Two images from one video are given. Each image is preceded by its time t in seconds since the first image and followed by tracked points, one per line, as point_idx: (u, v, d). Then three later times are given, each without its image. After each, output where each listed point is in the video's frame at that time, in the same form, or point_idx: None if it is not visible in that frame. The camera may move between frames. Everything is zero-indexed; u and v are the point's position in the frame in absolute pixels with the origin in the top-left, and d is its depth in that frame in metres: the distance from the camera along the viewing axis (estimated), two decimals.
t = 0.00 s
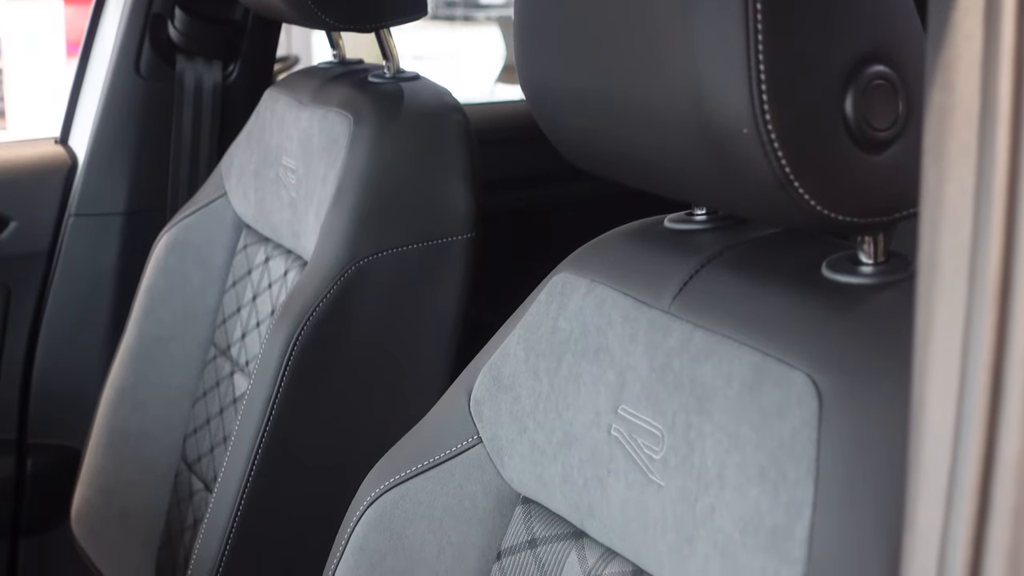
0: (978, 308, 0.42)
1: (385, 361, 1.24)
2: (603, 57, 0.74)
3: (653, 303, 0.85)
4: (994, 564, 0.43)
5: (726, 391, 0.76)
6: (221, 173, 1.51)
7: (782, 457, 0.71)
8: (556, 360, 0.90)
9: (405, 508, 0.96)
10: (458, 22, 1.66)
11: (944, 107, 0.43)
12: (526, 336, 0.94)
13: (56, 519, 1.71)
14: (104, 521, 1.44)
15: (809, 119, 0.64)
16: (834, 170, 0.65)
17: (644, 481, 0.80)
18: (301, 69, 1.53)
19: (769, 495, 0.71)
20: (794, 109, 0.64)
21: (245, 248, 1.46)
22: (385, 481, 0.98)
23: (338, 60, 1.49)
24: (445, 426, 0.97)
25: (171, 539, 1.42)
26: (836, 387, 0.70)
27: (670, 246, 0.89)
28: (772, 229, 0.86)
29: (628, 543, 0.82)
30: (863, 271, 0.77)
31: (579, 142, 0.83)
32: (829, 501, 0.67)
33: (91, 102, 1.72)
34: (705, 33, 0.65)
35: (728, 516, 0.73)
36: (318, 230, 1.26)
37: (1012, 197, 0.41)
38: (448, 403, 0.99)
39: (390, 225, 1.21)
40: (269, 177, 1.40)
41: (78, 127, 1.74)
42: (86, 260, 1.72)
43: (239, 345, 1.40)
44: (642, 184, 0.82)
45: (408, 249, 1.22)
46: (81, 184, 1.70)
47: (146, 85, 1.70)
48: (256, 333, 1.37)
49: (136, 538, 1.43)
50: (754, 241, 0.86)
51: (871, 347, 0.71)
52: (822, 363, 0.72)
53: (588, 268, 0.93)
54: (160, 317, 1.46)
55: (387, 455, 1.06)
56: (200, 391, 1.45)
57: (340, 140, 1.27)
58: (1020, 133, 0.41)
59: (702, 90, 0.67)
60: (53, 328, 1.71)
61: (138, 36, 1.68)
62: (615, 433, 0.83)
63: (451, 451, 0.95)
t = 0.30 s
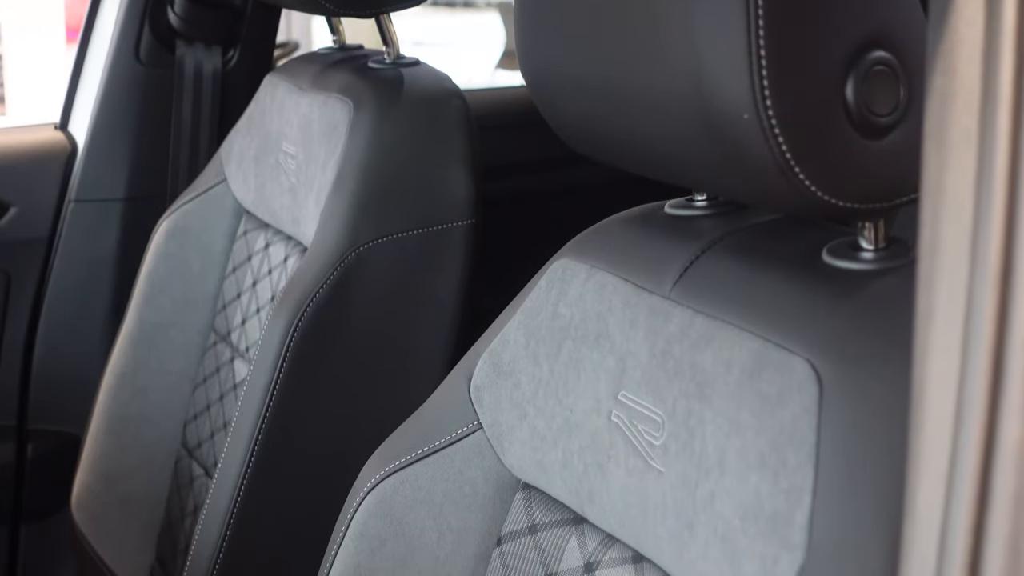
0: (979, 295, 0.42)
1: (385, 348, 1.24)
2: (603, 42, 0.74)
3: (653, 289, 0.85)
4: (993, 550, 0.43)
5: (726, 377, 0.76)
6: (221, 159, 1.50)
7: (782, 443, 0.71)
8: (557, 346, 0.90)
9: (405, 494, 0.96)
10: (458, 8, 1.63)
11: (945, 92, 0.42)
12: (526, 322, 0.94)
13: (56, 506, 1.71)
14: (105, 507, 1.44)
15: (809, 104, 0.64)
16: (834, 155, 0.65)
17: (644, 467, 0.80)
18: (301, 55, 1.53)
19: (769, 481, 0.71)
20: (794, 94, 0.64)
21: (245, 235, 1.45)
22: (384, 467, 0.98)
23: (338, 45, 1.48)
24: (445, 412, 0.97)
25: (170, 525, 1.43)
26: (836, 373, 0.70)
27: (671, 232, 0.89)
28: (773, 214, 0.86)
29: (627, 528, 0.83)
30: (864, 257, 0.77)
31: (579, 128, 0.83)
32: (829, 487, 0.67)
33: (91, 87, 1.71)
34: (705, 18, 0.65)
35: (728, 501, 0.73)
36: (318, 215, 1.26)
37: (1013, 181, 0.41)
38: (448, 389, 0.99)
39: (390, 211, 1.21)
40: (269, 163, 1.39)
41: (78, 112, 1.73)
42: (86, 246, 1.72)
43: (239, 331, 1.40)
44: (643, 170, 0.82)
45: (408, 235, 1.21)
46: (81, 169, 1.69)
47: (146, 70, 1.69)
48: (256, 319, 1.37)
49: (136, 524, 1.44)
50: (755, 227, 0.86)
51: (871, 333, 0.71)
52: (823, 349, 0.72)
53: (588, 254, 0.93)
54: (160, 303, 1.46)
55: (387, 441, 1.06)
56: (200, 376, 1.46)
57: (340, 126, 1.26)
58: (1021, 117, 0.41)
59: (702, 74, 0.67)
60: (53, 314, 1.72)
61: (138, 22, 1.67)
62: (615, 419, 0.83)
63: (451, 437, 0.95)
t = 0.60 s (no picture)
0: (981, 279, 0.42)
1: (385, 334, 1.24)
2: (603, 27, 0.74)
3: (653, 274, 0.84)
4: (995, 536, 0.43)
5: (726, 362, 0.76)
6: (221, 144, 1.50)
7: (782, 428, 0.71)
8: (557, 332, 0.90)
9: (405, 480, 0.95)
10: None
11: (946, 77, 0.42)
12: (526, 308, 0.94)
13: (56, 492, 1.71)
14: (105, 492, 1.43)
15: (810, 88, 0.63)
16: (835, 140, 0.65)
17: (644, 452, 0.80)
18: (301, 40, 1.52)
19: (769, 466, 0.71)
20: (795, 79, 0.63)
21: (245, 220, 1.45)
22: (385, 453, 0.97)
23: (338, 30, 1.48)
24: (445, 398, 0.97)
25: (171, 510, 1.43)
26: (836, 359, 0.70)
27: (671, 218, 0.88)
28: (773, 200, 0.86)
29: (628, 514, 0.83)
30: (865, 242, 0.76)
31: (580, 113, 0.83)
32: (829, 473, 0.67)
33: (91, 72, 1.70)
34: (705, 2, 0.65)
35: (728, 487, 0.73)
36: (318, 200, 1.26)
37: (1013, 164, 0.41)
38: (448, 374, 0.99)
39: (390, 196, 1.21)
40: (269, 149, 1.39)
41: (78, 98, 1.73)
42: (86, 232, 1.72)
43: (239, 317, 1.40)
44: (643, 155, 0.81)
45: (408, 221, 1.21)
46: (80, 155, 1.69)
47: (146, 56, 1.69)
48: (256, 305, 1.37)
49: (136, 509, 1.44)
50: (755, 212, 0.86)
51: (870, 318, 0.70)
52: (823, 334, 0.71)
53: (588, 239, 0.93)
54: (160, 288, 1.46)
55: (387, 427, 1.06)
56: (200, 362, 1.46)
57: (340, 111, 1.26)
58: None
59: (702, 59, 0.67)
60: (53, 300, 1.72)
61: (137, 8, 1.66)
62: (615, 404, 0.83)
63: (452, 423, 0.95)
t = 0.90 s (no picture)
0: (980, 266, 0.41)
1: (386, 319, 1.24)
2: (603, 11, 0.73)
3: (653, 259, 0.84)
4: (994, 525, 0.42)
5: (727, 347, 0.76)
6: (221, 129, 1.49)
7: (782, 413, 0.71)
8: (557, 317, 0.90)
9: (405, 465, 0.96)
10: None
11: (948, 60, 0.41)
12: (526, 293, 0.94)
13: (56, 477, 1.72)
14: (103, 476, 1.44)
15: (811, 73, 0.63)
16: (836, 125, 0.64)
17: (644, 438, 0.80)
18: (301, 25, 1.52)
19: (769, 452, 0.71)
20: (796, 64, 0.63)
21: (245, 205, 1.45)
22: (385, 438, 0.97)
23: (338, 15, 1.47)
24: (445, 383, 0.97)
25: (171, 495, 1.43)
26: (836, 344, 0.70)
27: (671, 203, 0.88)
28: (774, 185, 0.86)
29: (628, 499, 0.83)
30: (866, 228, 0.76)
31: (580, 98, 0.82)
32: (829, 459, 0.67)
33: (90, 57, 1.70)
34: None
35: (728, 472, 0.73)
36: (318, 186, 1.25)
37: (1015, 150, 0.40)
38: (448, 359, 0.99)
39: (390, 181, 1.21)
40: (269, 134, 1.38)
41: (78, 82, 1.72)
42: (86, 217, 1.72)
43: (239, 302, 1.40)
44: (643, 140, 0.81)
45: (408, 206, 1.21)
46: (80, 140, 1.69)
47: (145, 41, 1.68)
48: (256, 290, 1.37)
49: (136, 494, 1.45)
50: (756, 197, 0.86)
51: (870, 303, 0.70)
52: (824, 319, 0.71)
53: (588, 224, 0.92)
54: (160, 274, 1.46)
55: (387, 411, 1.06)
56: (199, 346, 1.45)
57: (340, 97, 1.25)
58: None
59: (702, 43, 0.66)
60: (54, 285, 1.72)
61: None
62: (615, 390, 0.83)
63: (452, 408, 0.95)
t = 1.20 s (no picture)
0: (981, 251, 0.40)
1: (387, 304, 1.24)
2: None
3: (653, 244, 0.84)
4: (995, 509, 0.42)
5: (727, 333, 0.76)
6: (221, 114, 1.49)
7: (783, 398, 0.71)
8: (557, 302, 0.89)
9: (405, 450, 0.96)
10: None
11: (950, 46, 0.41)
12: (526, 278, 0.94)
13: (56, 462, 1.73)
14: (104, 461, 1.45)
15: (812, 58, 0.63)
16: (837, 109, 0.64)
17: (644, 423, 0.80)
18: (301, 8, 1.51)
19: (770, 436, 0.71)
20: (797, 48, 0.62)
21: (245, 190, 1.44)
22: (385, 423, 0.98)
23: None
24: (445, 368, 0.97)
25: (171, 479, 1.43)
26: (837, 329, 0.70)
27: (671, 187, 0.88)
28: (775, 169, 0.86)
29: (628, 483, 0.83)
30: (866, 212, 0.76)
31: (580, 82, 0.82)
32: (829, 444, 0.67)
33: (90, 41, 1.69)
34: None
35: (729, 457, 0.73)
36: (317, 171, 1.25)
37: (1017, 133, 0.40)
38: (448, 344, 0.99)
39: (389, 165, 1.20)
40: (269, 118, 1.38)
41: (77, 66, 1.71)
42: (85, 202, 1.71)
43: (239, 287, 1.39)
44: (643, 125, 0.81)
45: (408, 190, 1.21)
46: (80, 125, 1.69)
47: (146, 25, 1.67)
48: (256, 275, 1.37)
49: (136, 478, 1.45)
50: (756, 182, 0.86)
51: (869, 288, 0.70)
52: (825, 305, 0.71)
53: (588, 209, 0.92)
54: (160, 258, 1.46)
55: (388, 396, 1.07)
56: (200, 331, 1.45)
57: (340, 81, 1.25)
58: None
59: (703, 27, 0.66)
60: (54, 270, 1.72)
61: None
62: (615, 374, 0.83)
63: (452, 393, 0.95)
